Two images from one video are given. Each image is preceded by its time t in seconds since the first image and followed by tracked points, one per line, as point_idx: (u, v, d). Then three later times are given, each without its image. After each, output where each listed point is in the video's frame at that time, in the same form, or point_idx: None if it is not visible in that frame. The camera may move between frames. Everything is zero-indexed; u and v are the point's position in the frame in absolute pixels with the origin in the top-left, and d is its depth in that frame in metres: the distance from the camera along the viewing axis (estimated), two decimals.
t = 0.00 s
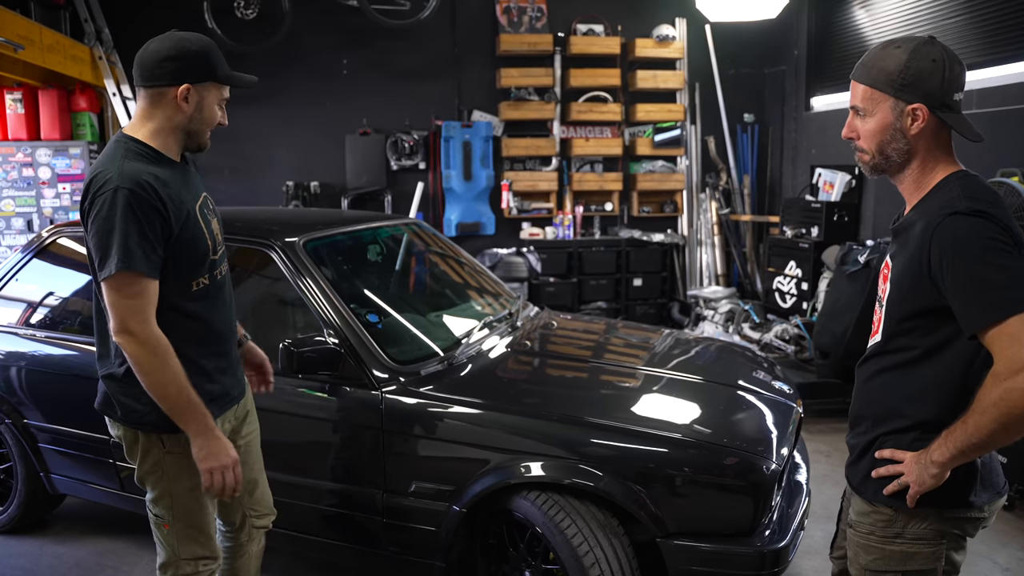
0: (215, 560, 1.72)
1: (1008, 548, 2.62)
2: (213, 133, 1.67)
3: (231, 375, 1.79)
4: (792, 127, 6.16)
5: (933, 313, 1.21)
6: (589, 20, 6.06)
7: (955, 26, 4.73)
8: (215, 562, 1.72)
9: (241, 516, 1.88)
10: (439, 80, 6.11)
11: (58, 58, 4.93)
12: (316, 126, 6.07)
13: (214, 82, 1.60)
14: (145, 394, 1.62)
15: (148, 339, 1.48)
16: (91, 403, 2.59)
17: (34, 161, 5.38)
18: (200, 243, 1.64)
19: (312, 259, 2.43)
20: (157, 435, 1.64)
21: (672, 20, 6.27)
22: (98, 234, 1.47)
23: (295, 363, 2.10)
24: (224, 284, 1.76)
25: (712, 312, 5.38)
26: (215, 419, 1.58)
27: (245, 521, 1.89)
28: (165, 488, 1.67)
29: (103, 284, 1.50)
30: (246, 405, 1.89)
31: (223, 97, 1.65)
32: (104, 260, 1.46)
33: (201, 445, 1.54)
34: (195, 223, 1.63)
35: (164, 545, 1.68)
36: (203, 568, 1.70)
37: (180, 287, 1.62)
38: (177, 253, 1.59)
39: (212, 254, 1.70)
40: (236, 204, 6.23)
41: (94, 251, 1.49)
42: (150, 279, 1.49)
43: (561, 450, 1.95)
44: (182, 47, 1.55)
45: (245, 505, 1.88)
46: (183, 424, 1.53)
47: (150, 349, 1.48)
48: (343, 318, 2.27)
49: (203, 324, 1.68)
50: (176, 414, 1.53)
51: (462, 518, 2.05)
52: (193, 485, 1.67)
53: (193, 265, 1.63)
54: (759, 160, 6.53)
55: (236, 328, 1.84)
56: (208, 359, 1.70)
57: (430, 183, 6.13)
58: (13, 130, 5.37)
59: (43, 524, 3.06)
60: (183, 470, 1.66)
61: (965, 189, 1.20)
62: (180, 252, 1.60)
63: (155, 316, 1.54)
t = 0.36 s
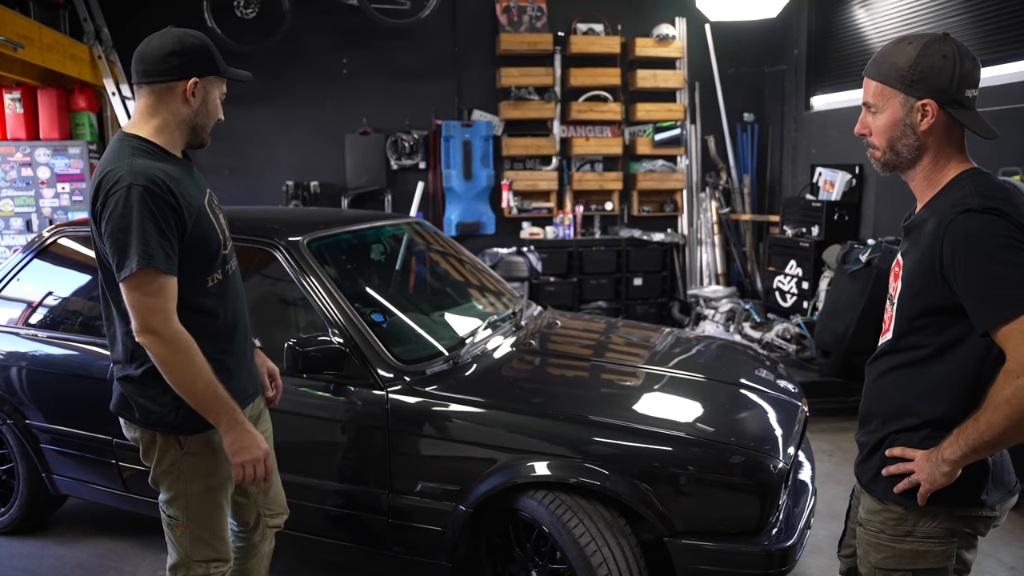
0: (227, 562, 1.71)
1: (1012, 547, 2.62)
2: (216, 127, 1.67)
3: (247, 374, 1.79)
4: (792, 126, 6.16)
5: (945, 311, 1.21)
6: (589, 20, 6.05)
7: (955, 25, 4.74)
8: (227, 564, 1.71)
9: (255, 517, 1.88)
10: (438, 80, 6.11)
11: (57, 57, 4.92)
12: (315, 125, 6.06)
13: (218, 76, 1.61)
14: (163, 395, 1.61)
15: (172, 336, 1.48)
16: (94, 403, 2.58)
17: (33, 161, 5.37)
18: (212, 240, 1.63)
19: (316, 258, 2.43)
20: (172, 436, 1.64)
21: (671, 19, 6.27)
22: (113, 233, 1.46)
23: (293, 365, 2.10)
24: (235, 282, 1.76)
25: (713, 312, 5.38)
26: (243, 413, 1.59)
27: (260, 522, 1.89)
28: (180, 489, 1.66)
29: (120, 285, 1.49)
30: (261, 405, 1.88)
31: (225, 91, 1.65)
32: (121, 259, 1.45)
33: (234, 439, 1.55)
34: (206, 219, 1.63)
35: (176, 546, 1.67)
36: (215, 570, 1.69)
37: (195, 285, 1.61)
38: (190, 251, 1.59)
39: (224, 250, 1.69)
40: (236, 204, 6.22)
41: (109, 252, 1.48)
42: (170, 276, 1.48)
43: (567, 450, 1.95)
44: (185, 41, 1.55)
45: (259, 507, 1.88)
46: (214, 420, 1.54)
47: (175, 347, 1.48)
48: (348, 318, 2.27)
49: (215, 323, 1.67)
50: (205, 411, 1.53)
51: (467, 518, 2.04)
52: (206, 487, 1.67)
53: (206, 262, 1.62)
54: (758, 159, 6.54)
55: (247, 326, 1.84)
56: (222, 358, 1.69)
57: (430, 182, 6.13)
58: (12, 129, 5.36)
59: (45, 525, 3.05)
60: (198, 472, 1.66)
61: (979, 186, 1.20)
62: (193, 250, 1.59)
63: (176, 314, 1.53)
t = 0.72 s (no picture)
0: (230, 563, 1.70)
1: (1013, 546, 2.62)
2: (223, 123, 1.65)
3: (253, 375, 1.78)
4: (792, 126, 6.16)
5: (949, 310, 1.20)
6: (588, 19, 6.05)
7: (953, 24, 4.75)
8: (230, 565, 1.70)
9: (260, 519, 1.87)
10: (437, 80, 6.10)
11: (55, 57, 4.91)
12: (314, 125, 6.04)
13: (223, 71, 1.59)
14: (168, 394, 1.61)
15: (177, 338, 1.48)
16: (93, 404, 2.57)
17: (31, 160, 5.36)
18: (216, 239, 1.62)
19: (316, 257, 2.42)
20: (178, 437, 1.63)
21: (670, 18, 6.27)
22: (115, 235, 1.45)
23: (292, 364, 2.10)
24: (241, 281, 1.75)
25: (712, 312, 5.38)
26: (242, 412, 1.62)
27: (265, 524, 1.88)
28: (185, 490, 1.65)
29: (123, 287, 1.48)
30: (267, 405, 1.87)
31: (231, 86, 1.63)
32: (124, 261, 1.44)
33: (234, 437, 1.59)
34: (210, 220, 1.62)
35: (181, 547, 1.66)
36: (218, 571, 1.68)
37: (199, 285, 1.60)
38: (194, 251, 1.58)
39: (229, 251, 1.68)
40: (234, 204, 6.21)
41: (111, 254, 1.47)
42: (172, 277, 1.48)
43: (570, 450, 1.94)
44: (186, 37, 1.53)
45: (264, 508, 1.87)
46: (216, 420, 1.56)
47: (179, 349, 1.48)
48: (348, 317, 2.26)
49: (220, 323, 1.66)
50: (208, 411, 1.55)
51: (468, 518, 2.04)
52: (211, 488, 1.66)
53: (210, 263, 1.61)
54: (757, 159, 6.54)
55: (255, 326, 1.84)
56: (226, 360, 1.68)
57: (430, 182, 6.10)
58: (10, 129, 5.34)
59: (43, 526, 3.04)
60: (204, 474, 1.65)
61: (983, 185, 1.20)
62: (197, 249, 1.58)
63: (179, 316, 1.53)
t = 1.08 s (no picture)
0: (230, 565, 1.71)
1: (1006, 546, 2.62)
2: (213, 130, 1.62)
3: (249, 375, 1.78)
4: (788, 126, 6.17)
5: (934, 309, 1.21)
6: (583, 20, 6.05)
7: (948, 24, 4.75)
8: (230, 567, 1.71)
9: (272, 519, 1.89)
10: (433, 80, 6.10)
11: (50, 57, 4.89)
12: (309, 125, 6.04)
13: (212, 77, 1.56)
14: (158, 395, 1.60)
15: (157, 339, 1.46)
16: (86, 404, 2.56)
17: (26, 161, 5.34)
18: (204, 240, 1.61)
19: (308, 258, 2.42)
20: (168, 438, 1.63)
21: (666, 18, 6.27)
22: (97, 233, 1.46)
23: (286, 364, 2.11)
24: (237, 284, 1.75)
25: (708, 312, 5.38)
26: (224, 419, 1.58)
27: (277, 524, 1.90)
28: (178, 491, 1.65)
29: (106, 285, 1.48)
30: (269, 407, 1.88)
31: (224, 92, 1.59)
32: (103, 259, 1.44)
33: (213, 445, 1.54)
34: (199, 221, 1.61)
35: (178, 548, 1.67)
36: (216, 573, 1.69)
37: (187, 286, 1.60)
38: (179, 251, 1.57)
39: (220, 253, 1.67)
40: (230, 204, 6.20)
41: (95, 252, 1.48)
42: (152, 277, 1.47)
43: (562, 450, 1.94)
44: (179, 40, 1.53)
45: (275, 509, 1.89)
46: (193, 424, 1.52)
47: (161, 351, 1.47)
48: (340, 318, 2.26)
49: (210, 324, 1.66)
50: (184, 414, 1.52)
51: (460, 519, 2.04)
52: (204, 489, 1.65)
53: (198, 264, 1.61)
54: (752, 159, 6.55)
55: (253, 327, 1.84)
56: (218, 361, 1.69)
57: (425, 182, 6.03)
58: (5, 129, 5.33)
59: (36, 527, 3.04)
60: (196, 475, 1.65)
61: (967, 186, 1.20)
62: (184, 250, 1.58)
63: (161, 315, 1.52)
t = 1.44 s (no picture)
0: (218, 564, 1.72)
1: (994, 546, 2.63)
2: (220, 138, 1.66)
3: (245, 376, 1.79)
4: (782, 126, 6.18)
5: (912, 309, 1.22)
6: (577, 20, 6.05)
7: (941, 24, 4.77)
8: (218, 566, 1.73)
9: (263, 527, 1.91)
10: (427, 80, 6.10)
11: (43, 58, 4.89)
12: (305, 125, 6.03)
13: (214, 85, 1.60)
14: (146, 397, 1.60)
15: (137, 337, 1.51)
16: (77, 405, 2.56)
17: (20, 161, 5.34)
18: (199, 243, 1.64)
19: (297, 259, 2.42)
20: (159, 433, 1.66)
21: (660, 19, 6.27)
22: (91, 231, 1.51)
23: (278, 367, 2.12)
24: (237, 288, 1.77)
25: (701, 312, 5.39)
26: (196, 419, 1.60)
27: (269, 532, 1.91)
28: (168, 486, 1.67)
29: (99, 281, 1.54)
30: (267, 416, 1.90)
31: (230, 102, 1.64)
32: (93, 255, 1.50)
33: (184, 444, 1.57)
34: (195, 223, 1.64)
35: (167, 543, 1.69)
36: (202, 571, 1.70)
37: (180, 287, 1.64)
38: (172, 252, 1.61)
39: (218, 256, 1.70)
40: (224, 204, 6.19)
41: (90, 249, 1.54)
42: (138, 276, 1.51)
43: (553, 451, 1.94)
44: (189, 51, 1.60)
45: (267, 517, 1.91)
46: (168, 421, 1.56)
47: (139, 349, 1.51)
48: (328, 318, 2.25)
49: (204, 326, 1.68)
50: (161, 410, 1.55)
51: (447, 518, 2.04)
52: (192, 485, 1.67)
53: (191, 266, 1.64)
54: (746, 159, 6.56)
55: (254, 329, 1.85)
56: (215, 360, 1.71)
57: (419, 183, 6.11)
58: None
59: (27, 528, 3.03)
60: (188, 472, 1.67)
61: (942, 186, 1.21)
62: (177, 251, 1.61)
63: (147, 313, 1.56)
